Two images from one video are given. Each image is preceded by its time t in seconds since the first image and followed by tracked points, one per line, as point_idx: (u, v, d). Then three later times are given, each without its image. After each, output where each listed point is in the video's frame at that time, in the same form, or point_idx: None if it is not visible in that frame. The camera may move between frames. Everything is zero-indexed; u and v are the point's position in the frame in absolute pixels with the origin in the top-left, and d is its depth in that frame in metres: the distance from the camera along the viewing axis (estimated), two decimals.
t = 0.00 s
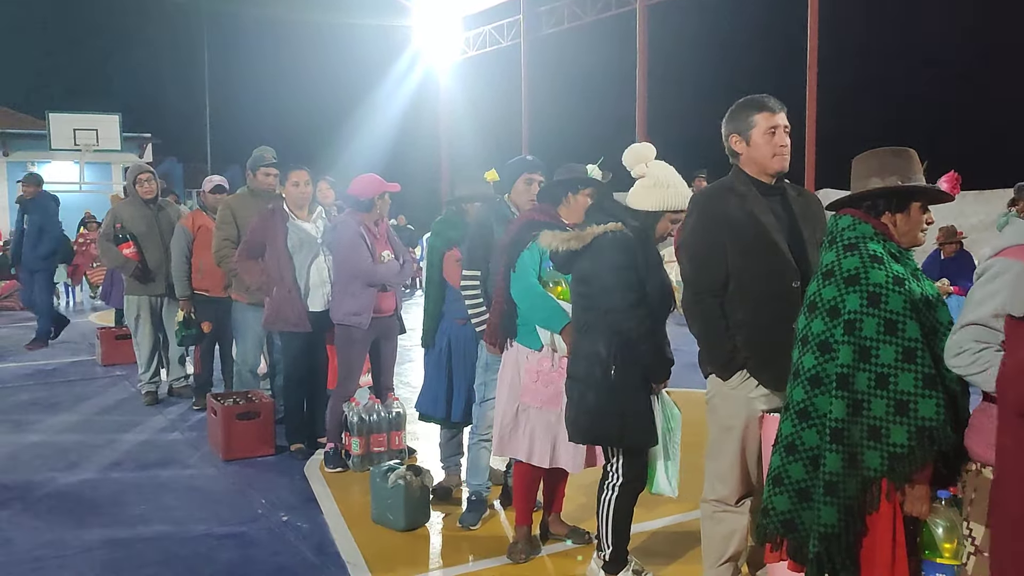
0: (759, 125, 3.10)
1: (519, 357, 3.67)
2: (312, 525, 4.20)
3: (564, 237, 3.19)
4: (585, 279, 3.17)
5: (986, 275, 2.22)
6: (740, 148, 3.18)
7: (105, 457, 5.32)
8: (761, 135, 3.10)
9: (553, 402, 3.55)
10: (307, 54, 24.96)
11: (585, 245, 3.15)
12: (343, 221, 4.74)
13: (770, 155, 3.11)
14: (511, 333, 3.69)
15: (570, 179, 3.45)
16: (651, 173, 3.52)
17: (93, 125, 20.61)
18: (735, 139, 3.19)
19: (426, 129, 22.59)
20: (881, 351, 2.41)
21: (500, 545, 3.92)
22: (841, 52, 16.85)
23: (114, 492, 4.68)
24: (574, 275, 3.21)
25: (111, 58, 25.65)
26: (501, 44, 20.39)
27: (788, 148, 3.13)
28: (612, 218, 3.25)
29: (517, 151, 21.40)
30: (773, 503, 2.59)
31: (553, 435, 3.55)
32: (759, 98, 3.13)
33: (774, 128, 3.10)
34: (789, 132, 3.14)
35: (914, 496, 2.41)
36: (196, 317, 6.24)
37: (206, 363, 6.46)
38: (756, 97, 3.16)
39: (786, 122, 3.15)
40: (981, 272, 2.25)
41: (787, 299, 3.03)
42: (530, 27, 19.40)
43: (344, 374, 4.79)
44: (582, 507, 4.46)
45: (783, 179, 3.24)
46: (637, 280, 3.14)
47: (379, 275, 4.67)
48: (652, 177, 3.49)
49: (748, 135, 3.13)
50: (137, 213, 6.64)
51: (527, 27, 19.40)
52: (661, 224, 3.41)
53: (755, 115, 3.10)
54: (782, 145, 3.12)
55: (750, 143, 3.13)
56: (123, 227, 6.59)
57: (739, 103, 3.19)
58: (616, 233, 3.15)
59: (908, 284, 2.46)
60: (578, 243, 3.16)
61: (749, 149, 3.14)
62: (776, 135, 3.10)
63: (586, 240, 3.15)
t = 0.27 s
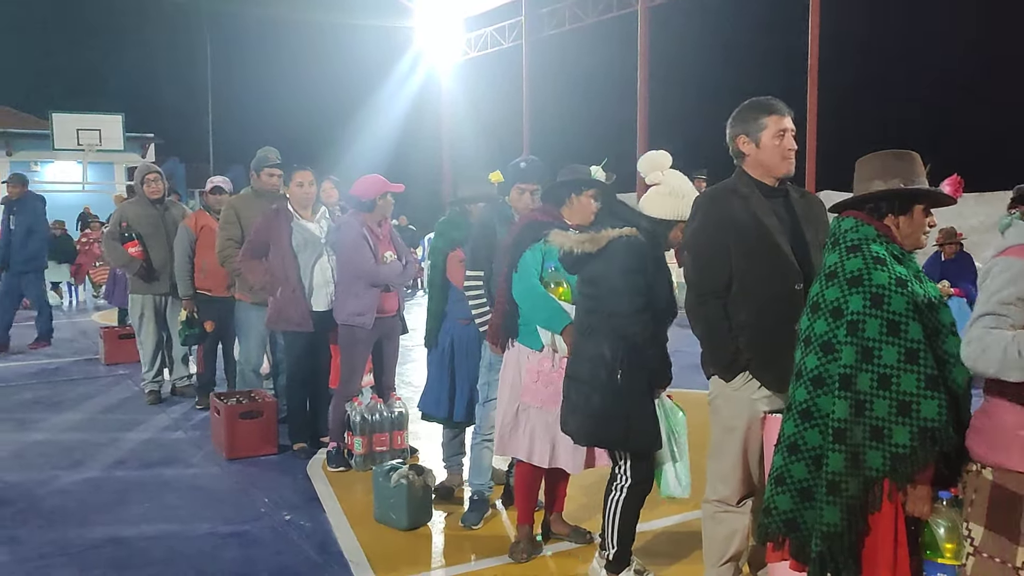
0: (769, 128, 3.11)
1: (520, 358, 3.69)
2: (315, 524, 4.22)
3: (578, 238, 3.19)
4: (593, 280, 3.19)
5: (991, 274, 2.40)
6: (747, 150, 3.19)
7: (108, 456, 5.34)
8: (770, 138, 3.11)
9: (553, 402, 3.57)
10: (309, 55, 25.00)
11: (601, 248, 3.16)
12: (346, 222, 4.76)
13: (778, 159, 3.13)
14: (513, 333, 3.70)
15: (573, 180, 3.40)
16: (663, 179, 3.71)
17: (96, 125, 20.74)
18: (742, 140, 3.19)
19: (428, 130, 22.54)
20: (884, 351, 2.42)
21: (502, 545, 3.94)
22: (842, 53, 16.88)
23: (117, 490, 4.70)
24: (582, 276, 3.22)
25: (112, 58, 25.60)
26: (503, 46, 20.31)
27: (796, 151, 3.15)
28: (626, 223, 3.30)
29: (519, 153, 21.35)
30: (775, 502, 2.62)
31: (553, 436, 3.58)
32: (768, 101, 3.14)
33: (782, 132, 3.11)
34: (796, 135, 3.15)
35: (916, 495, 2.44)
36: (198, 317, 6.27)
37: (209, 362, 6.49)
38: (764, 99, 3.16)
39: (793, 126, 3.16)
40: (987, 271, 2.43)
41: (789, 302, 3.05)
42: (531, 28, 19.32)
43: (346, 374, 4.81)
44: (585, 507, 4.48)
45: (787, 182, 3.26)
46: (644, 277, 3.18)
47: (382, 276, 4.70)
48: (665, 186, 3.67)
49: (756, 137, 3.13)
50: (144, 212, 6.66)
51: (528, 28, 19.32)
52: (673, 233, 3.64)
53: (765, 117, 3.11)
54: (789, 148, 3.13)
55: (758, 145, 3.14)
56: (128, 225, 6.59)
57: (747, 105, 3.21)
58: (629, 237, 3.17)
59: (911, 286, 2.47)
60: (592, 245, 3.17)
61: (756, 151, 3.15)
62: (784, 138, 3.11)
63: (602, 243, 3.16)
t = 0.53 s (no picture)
0: (771, 133, 3.13)
1: (518, 360, 3.70)
2: (314, 526, 4.22)
3: (586, 240, 3.20)
4: (599, 282, 3.20)
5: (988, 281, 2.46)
6: (750, 153, 3.18)
7: (108, 457, 5.34)
8: (772, 141, 3.12)
9: (550, 405, 3.57)
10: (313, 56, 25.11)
11: (610, 248, 3.15)
12: (346, 225, 4.76)
13: (780, 162, 3.13)
14: (512, 336, 3.71)
15: (572, 182, 3.34)
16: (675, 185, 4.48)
17: (98, 125, 20.87)
18: (744, 143, 3.19)
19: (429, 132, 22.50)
20: (884, 355, 2.42)
21: (501, 548, 3.94)
22: (843, 56, 16.93)
23: (117, 492, 4.70)
24: (587, 276, 3.23)
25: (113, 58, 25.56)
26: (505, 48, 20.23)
27: (799, 155, 3.16)
28: (632, 222, 3.27)
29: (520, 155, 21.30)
30: (774, 506, 2.61)
31: (550, 439, 3.57)
32: (770, 105, 3.17)
33: (785, 136, 3.13)
34: (798, 140, 3.17)
35: (915, 498, 2.45)
36: (198, 318, 6.28)
37: (209, 364, 6.50)
38: (766, 104, 3.18)
39: (795, 130, 3.18)
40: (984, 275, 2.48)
41: (790, 305, 3.04)
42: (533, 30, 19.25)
43: (347, 376, 4.83)
44: (585, 510, 4.48)
45: (789, 186, 3.25)
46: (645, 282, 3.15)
47: (382, 277, 4.72)
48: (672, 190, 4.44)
49: (759, 140, 3.14)
50: (147, 213, 6.66)
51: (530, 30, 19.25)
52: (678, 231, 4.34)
53: (767, 122, 3.14)
54: (791, 153, 3.15)
55: (761, 149, 3.14)
56: (132, 226, 6.61)
57: (750, 109, 3.22)
58: (632, 237, 3.16)
59: (911, 290, 2.46)
60: (599, 247, 3.17)
61: (760, 154, 3.14)
62: (786, 142, 3.13)
63: (610, 245, 3.16)
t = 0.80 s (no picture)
0: (773, 137, 3.11)
1: (518, 364, 3.69)
2: (315, 530, 4.21)
3: (588, 248, 3.18)
4: (600, 286, 3.19)
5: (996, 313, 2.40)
6: (752, 158, 3.18)
7: (109, 460, 5.34)
8: (774, 147, 3.11)
9: (550, 409, 3.56)
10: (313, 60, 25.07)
11: (611, 259, 3.13)
12: (347, 228, 4.76)
13: (782, 168, 3.13)
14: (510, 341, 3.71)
15: (572, 186, 3.41)
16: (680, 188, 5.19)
17: (100, 128, 20.85)
18: (747, 148, 3.18)
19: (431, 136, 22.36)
20: (887, 361, 2.42)
21: (502, 552, 3.94)
22: (845, 61, 16.91)
23: (118, 495, 4.70)
24: (588, 280, 3.22)
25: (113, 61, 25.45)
26: (506, 51, 20.08)
27: (799, 162, 3.15)
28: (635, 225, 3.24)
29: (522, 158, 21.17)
30: (776, 511, 2.61)
31: (549, 444, 3.57)
32: (771, 110, 3.15)
33: (786, 141, 3.11)
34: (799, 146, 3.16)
35: (917, 506, 2.44)
36: (200, 321, 6.27)
37: (211, 366, 6.50)
38: (768, 109, 3.17)
39: (797, 136, 3.16)
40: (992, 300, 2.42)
41: (792, 310, 3.04)
42: (534, 33, 19.07)
43: (348, 380, 4.82)
44: (585, 514, 4.48)
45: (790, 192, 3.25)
46: (648, 287, 3.14)
47: (383, 280, 4.71)
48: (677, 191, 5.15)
49: (761, 146, 3.13)
50: (152, 216, 6.66)
51: (531, 34, 19.07)
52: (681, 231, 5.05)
53: (769, 127, 3.12)
54: (792, 158, 3.13)
55: (762, 154, 3.13)
56: (135, 229, 6.61)
57: (751, 114, 3.20)
58: (634, 240, 3.14)
59: (914, 297, 2.46)
60: (601, 257, 3.14)
61: (761, 160, 3.14)
62: (788, 148, 3.12)
63: (613, 254, 3.13)
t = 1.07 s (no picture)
0: (775, 141, 3.11)
1: (519, 367, 3.69)
2: (317, 532, 4.22)
3: (591, 244, 3.20)
4: (603, 290, 3.18)
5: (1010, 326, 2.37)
6: (753, 162, 3.18)
7: (111, 462, 5.34)
8: (775, 150, 3.11)
9: (551, 412, 3.56)
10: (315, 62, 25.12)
11: (611, 256, 3.14)
12: (349, 230, 4.76)
13: (784, 172, 3.12)
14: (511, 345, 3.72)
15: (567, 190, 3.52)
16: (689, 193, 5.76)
17: (101, 130, 20.92)
18: (748, 152, 3.19)
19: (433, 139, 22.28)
20: (892, 365, 2.42)
21: (503, 555, 3.94)
22: (848, 65, 16.90)
23: (119, 496, 4.70)
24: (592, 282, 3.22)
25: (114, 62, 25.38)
26: (508, 54, 19.96)
27: (801, 165, 3.15)
28: (639, 228, 3.24)
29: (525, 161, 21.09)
30: (780, 514, 2.61)
31: (550, 447, 3.56)
32: (773, 114, 3.15)
33: (787, 145, 3.11)
34: (801, 149, 3.15)
35: (921, 510, 2.44)
36: (202, 323, 6.29)
37: (214, 368, 6.51)
38: (769, 112, 3.17)
39: (798, 139, 3.16)
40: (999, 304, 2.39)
41: (796, 314, 3.04)
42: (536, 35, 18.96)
43: (350, 382, 4.83)
44: (585, 517, 4.48)
45: (791, 195, 3.25)
46: (650, 291, 3.13)
47: (386, 282, 4.71)
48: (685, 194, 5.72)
49: (762, 149, 3.13)
50: (156, 219, 6.69)
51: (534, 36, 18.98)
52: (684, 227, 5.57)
53: (771, 130, 3.11)
54: (794, 161, 3.13)
55: (764, 158, 3.13)
56: (139, 230, 6.63)
57: (753, 117, 3.20)
58: (636, 244, 3.14)
59: (918, 301, 2.46)
60: (604, 252, 3.16)
61: (763, 164, 3.14)
62: (789, 151, 3.12)
63: (614, 250, 3.15)
